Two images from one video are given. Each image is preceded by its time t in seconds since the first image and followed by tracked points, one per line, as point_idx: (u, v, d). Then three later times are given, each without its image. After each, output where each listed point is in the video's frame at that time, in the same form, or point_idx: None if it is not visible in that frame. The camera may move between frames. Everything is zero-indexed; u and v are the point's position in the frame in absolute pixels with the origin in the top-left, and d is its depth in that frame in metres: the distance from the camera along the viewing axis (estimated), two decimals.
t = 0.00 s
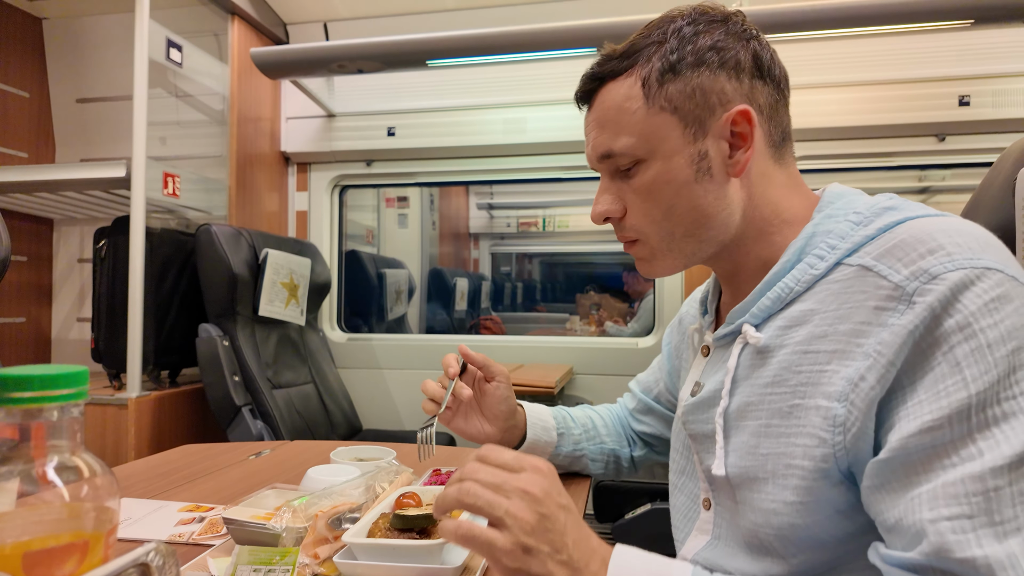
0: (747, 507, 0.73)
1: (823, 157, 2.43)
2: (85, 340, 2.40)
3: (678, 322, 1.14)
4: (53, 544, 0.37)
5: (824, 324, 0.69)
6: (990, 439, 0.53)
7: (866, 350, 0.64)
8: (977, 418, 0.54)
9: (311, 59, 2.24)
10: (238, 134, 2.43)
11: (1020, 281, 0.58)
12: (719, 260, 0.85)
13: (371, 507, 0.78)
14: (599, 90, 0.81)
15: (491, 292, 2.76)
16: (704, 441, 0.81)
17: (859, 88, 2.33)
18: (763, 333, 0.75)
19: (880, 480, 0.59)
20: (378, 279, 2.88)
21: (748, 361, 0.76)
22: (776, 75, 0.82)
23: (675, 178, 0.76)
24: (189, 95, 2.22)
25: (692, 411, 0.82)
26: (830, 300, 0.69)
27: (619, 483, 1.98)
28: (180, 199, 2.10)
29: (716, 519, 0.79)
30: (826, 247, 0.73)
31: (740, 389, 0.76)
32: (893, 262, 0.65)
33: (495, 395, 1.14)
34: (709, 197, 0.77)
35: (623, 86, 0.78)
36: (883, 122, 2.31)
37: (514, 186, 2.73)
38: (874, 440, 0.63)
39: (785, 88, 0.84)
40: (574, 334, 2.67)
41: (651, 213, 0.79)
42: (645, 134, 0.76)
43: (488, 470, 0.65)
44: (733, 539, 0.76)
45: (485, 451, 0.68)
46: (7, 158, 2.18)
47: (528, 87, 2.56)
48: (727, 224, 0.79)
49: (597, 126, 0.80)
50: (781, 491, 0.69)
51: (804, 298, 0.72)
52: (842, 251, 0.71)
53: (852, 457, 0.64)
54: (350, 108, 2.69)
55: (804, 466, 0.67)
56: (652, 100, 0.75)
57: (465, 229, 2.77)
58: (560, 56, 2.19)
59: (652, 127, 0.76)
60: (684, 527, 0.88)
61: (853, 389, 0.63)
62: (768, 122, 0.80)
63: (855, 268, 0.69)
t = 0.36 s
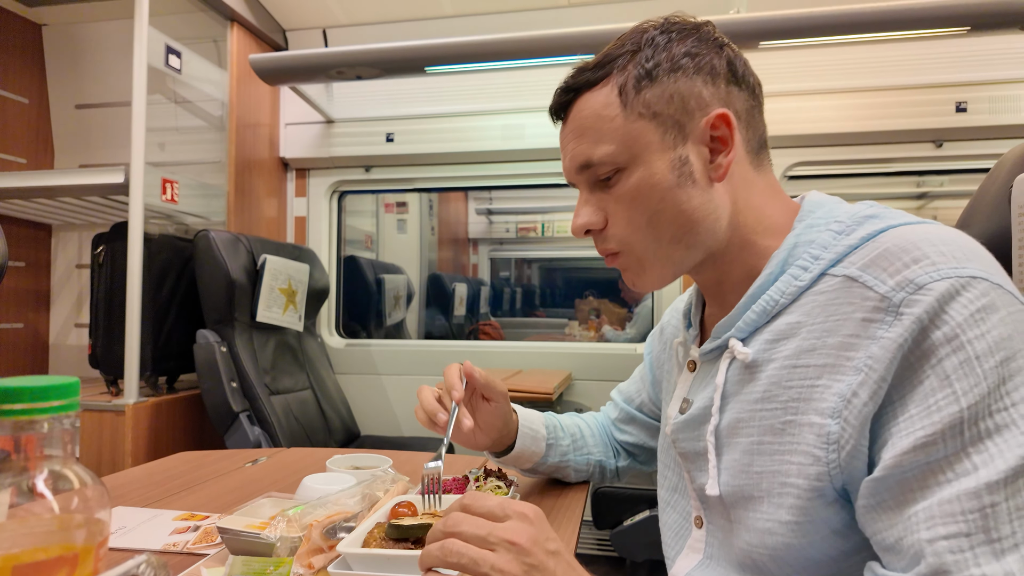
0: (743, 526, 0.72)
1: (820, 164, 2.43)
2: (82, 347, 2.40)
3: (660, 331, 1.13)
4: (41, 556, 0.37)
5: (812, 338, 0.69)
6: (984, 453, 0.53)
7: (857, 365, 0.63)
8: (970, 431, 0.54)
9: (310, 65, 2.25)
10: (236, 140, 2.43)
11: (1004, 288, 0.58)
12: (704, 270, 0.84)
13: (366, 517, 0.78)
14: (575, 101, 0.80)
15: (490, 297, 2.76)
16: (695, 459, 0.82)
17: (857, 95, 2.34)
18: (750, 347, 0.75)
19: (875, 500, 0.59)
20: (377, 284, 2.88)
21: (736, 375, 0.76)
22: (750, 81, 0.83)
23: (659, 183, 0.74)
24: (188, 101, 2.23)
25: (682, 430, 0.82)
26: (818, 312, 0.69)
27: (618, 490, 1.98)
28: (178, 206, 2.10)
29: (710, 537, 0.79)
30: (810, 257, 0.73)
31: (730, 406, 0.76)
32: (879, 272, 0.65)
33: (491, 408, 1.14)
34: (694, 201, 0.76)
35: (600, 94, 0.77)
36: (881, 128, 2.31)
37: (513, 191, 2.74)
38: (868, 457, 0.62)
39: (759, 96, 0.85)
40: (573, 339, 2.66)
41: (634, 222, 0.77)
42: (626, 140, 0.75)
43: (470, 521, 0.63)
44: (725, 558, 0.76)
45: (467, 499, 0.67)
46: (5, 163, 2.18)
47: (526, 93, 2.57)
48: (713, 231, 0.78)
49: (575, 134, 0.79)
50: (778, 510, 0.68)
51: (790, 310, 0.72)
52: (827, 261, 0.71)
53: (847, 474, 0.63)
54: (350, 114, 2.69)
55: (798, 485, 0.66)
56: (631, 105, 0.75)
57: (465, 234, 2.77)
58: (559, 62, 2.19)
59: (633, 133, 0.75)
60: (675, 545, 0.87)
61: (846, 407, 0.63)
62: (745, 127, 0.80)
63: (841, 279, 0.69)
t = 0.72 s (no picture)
0: (777, 512, 0.71)
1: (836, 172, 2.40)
2: (97, 355, 2.42)
3: (719, 325, 1.10)
4: (36, 549, 0.37)
5: (877, 327, 0.66)
6: None
7: (921, 354, 0.61)
8: (1020, 427, 0.52)
9: (324, 77, 2.27)
10: (251, 151, 2.46)
11: None
12: (771, 263, 0.83)
13: (373, 521, 0.77)
14: (668, 68, 0.78)
15: (502, 308, 2.75)
16: (736, 443, 0.79)
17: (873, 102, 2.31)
18: (809, 334, 0.74)
19: (914, 478, 0.59)
20: (389, 294, 2.88)
21: (791, 361, 0.74)
22: (863, 72, 0.78)
23: (739, 172, 0.74)
24: (204, 112, 2.26)
25: (726, 412, 0.80)
26: (885, 303, 0.67)
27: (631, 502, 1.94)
28: (193, 215, 2.12)
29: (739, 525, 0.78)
30: (883, 250, 0.71)
31: (781, 392, 0.74)
32: (956, 266, 0.63)
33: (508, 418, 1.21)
34: (773, 195, 0.75)
35: (697, 69, 0.75)
36: (898, 136, 2.28)
37: (525, 202, 2.73)
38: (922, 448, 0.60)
39: (868, 86, 0.79)
40: (585, 351, 2.64)
41: (706, 207, 0.77)
42: (712, 123, 0.74)
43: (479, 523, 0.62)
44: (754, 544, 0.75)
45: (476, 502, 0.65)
46: (24, 174, 2.22)
47: (538, 103, 2.57)
48: (790, 225, 0.77)
49: (659, 108, 0.77)
50: (819, 497, 0.66)
51: (856, 301, 0.70)
52: (902, 254, 0.69)
53: (896, 464, 0.61)
54: (362, 125, 2.71)
55: (845, 471, 0.64)
56: (725, 88, 0.73)
57: (476, 245, 2.77)
58: (570, 71, 2.20)
59: (722, 117, 0.73)
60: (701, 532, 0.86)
61: (905, 395, 0.61)
62: (845, 124, 0.76)
63: (915, 271, 0.66)
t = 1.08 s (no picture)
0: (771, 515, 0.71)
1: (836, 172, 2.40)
2: (96, 355, 2.41)
3: (715, 327, 1.10)
4: (29, 552, 0.37)
5: (865, 330, 0.66)
6: (1017, 452, 0.52)
7: (909, 357, 0.61)
8: (1006, 430, 0.53)
9: (324, 77, 2.27)
10: (251, 152, 2.46)
11: None
12: (764, 265, 0.83)
13: (370, 523, 0.77)
14: (656, 75, 0.78)
15: (502, 308, 2.75)
16: (729, 446, 0.79)
17: (873, 102, 2.31)
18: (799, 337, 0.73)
19: (903, 482, 0.59)
20: (388, 295, 2.88)
21: (782, 364, 0.74)
22: (851, 73, 0.78)
23: (729, 177, 0.74)
24: (204, 113, 2.26)
25: (719, 415, 0.80)
26: (874, 306, 0.67)
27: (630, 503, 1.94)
28: (192, 215, 2.12)
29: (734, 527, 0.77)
30: (872, 252, 0.71)
31: (772, 395, 0.73)
32: (943, 268, 0.63)
33: (508, 425, 1.21)
34: (763, 198, 0.75)
35: (684, 75, 0.75)
36: (898, 136, 2.28)
37: (526, 202, 2.73)
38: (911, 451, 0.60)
39: (856, 87, 0.79)
40: (585, 351, 2.64)
41: (698, 212, 0.77)
42: (701, 128, 0.74)
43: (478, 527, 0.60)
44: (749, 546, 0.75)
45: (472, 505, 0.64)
46: (24, 174, 2.22)
47: (537, 103, 2.57)
48: (781, 228, 0.77)
49: (648, 114, 0.77)
50: (811, 501, 0.66)
51: (845, 303, 0.70)
52: (890, 256, 0.69)
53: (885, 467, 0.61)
54: (362, 125, 2.71)
55: (835, 475, 0.64)
56: (713, 93, 0.73)
57: (476, 245, 2.77)
58: (570, 72, 2.19)
59: (710, 122, 0.73)
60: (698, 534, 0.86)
61: (893, 399, 0.61)
62: (834, 125, 0.76)
63: (903, 273, 0.66)
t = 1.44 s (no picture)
0: (762, 516, 0.71)
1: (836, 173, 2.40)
2: (97, 355, 2.42)
3: (711, 330, 1.10)
4: (27, 555, 0.37)
5: (854, 331, 0.66)
6: (997, 449, 0.52)
7: (895, 357, 0.61)
8: (987, 428, 0.53)
9: (324, 77, 2.27)
10: (251, 152, 2.46)
11: None
12: (753, 263, 0.83)
13: (369, 524, 0.77)
14: (654, 68, 0.79)
15: (502, 308, 2.75)
16: (723, 448, 0.79)
17: (873, 103, 2.31)
18: (790, 338, 0.73)
19: (887, 479, 0.59)
20: (389, 295, 2.88)
21: (774, 366, 0.74)
22: (845, 75, 0.77)
23: (715, 172, 0.74)
24: (204, 112, 2.26)
25: (713, 417, 0.80)
26: (864, 306, 0.67)
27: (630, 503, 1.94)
28: (192, 215, 2.13)
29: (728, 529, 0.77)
30: (862, 253, 0.71)
31: (764, 396, 0.73)
32: (931, 268, 0.63)
33: (505, 430, 1.20)
34: (748, 195, 0.75)
35: (678, 69, 0.76)
36: (898, 136, 2.28)
37: (526, 202, 2.73)
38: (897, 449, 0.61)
39: (851, 89, 0.79)
40: (585, 351, 2.64)
41: (685, 205, 0.77)
42: (690, 122, 0.74)
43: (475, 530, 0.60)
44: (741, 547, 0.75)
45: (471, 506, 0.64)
46: (25, 174, 2.22)
47: (537, 104, 2.57)
48: (765, 226, 0.77)
49: (643, 107, 0.78)
50: (800, 501, 0.66)
51: (835, 304, 0.70)
52: (880, 257, 0.68)
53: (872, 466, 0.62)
54: (362, 125, 2.71)
55: (822, 473, 0.64)
56: (703, 88, 0.73)
57: (477, 245, 2.77)
58: (570, 72, 2.19)
59: (699, 117, 0.74)
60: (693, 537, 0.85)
61: (879, 398, 0.61)
62: (825, 126, 0.76)
63: (892, 274, 0.66)
